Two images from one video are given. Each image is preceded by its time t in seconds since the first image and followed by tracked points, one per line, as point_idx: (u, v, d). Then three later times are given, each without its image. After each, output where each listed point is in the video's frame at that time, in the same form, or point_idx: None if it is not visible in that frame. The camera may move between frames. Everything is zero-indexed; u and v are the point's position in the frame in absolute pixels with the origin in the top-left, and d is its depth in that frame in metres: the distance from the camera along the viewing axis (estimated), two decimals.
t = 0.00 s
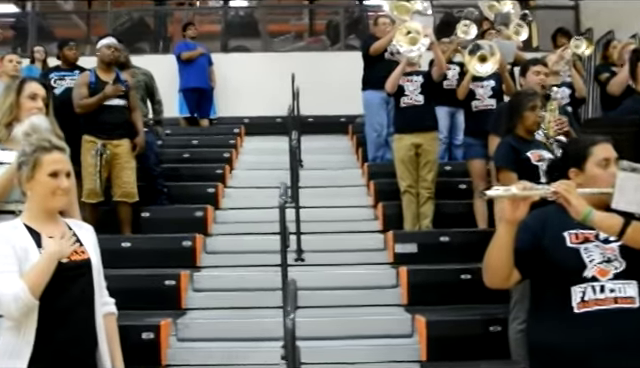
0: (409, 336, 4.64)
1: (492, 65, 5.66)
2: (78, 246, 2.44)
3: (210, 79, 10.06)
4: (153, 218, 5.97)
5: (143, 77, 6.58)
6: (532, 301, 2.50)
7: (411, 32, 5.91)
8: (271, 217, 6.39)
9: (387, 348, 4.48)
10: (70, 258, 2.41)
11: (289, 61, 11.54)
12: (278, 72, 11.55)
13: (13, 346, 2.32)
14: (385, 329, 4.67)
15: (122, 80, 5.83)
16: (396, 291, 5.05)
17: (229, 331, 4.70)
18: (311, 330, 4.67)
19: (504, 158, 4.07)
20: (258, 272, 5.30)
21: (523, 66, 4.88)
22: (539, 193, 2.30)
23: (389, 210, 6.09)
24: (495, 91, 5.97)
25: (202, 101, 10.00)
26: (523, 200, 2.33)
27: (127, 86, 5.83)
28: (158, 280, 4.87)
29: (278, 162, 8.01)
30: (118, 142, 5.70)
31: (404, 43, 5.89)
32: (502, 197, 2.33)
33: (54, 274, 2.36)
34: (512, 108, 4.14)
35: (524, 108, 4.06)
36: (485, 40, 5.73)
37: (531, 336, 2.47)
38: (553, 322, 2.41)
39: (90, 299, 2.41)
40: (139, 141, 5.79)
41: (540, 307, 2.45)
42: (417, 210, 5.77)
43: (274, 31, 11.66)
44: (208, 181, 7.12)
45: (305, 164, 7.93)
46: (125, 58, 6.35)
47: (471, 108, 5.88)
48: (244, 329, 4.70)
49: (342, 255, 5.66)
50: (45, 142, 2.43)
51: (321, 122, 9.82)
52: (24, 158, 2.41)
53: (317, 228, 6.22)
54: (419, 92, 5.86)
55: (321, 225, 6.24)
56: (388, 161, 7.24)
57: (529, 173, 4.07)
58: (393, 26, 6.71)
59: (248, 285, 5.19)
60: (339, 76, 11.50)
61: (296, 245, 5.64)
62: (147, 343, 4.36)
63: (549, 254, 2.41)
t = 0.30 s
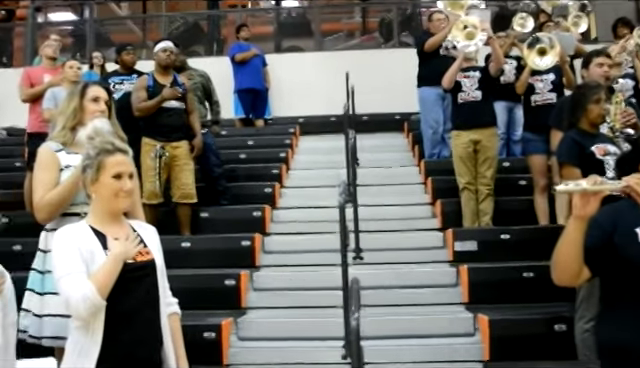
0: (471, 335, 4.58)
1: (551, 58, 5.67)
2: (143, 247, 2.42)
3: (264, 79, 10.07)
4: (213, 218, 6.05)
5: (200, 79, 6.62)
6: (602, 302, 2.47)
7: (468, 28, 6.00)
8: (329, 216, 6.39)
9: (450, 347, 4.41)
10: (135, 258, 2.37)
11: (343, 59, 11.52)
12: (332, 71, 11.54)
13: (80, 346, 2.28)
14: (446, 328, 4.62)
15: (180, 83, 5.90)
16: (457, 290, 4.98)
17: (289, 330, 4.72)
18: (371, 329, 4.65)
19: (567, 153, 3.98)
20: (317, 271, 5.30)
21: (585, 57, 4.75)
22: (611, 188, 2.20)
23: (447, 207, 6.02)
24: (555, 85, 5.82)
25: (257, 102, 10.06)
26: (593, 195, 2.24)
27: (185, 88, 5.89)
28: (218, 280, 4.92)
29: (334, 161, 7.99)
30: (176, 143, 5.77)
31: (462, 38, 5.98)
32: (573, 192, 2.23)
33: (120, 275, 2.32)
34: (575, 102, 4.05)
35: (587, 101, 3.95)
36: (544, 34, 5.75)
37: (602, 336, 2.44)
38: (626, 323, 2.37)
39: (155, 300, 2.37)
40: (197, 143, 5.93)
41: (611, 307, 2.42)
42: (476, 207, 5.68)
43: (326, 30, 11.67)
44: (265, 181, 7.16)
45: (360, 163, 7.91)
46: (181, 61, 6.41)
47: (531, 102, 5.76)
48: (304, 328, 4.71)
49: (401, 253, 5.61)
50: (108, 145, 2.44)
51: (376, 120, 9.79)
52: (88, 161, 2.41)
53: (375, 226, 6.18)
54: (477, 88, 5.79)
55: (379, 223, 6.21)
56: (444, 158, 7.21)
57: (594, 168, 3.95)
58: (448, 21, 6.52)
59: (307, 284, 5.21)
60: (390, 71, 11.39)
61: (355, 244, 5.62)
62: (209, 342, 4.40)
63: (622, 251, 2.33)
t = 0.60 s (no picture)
0: (522, 338, 4.50)
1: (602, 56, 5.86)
2: (194, 248, 2.43)
3: (309, 80, 10.07)
4: (260, 219, 6.06)
5: (248, 80, 6.64)
6: None
7: (518, 26, 6.19)
8: (376, 217, 6.36)
9: (500, 350, 4.34)
10: (187, 258, 2.38)
11: (389, 59, 11.47)
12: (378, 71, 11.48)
13: (133, 346, 2.28)
14: (496, 331, 4.54)
15: (227, 84, 5.94)
16: (507, 292, 4.90)
17: (337, 332, 4.70)
18: (420, 331, 4.61)
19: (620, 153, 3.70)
20: (364, 273, 5.28)
21: None
22: None
23: (496, 208, 5.94)
24: (607, 83, 5.72)
25: (303, 103, 10.07)
26: None
27: (232, 89, 5.93)
28: (266, 280, 4.93)
29: (380, 162, 7.95)
30: (224, 144, 5.81)
31: (511, 36, 6.14)
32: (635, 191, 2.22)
33: (173, 275, 2.32)
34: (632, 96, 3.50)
35: None
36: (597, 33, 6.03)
37: None
38: None
39: (207, 300, 2.37)
40: (244, 144, 5.96)
41: None
42: (526, 208, 5.58)
43: (371, 30, 11.63)
44: (311, 182, 7.16)
45: (407, 164, 7.86)
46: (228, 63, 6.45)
47: (582, 101, 5.65)
48: (352, 329, 4.69)
49: (449, 255, 5.55)
50: (158, 145, 2.44)
51: (423, 121, 9.74)
52: (139, 162, 2.42)
53: (422, 227, 6.13)
54: (527, 87, 5.69)
55: (426, 225, 6.15)
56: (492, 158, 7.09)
57: None
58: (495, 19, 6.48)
59: (354, 285, 5.19)
60: (436, 70, 11.30)
61: (403, 245, 5.58)
62: (257, 343, 4.41)
63: None
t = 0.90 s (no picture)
0: (564, 342, 4.43)
1: None
2: (234, 249, 2.43)
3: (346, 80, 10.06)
4: (297, 221, 6.06)
5: (287, 83, 6.65)
6: None
7: (558, 24, 6.00)
8: (414, 218, 6.32)
9: (542, 354, 4.28)
10: (228, 259, 2.38)
11: (426, 59, 11.41)
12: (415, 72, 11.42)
13: (173, 347, 2.27)
14: (537, 334, 4.48)
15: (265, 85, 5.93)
16: (549, 295, 4.82)
17: (375, 334, 4.67)
18: (460, 334, 4.57)
19: None
20: (403, 274, 5.25)
21: None
22: None
23: (536, 209, 5.85)
24: None
25: (339, 104, 10.07)
26: None
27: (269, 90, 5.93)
28: (304, 282, 4.93)
29: (417, 162, 7.90)
30: (262, 145, 5.81)
31: (551, 34, 5.97)
32: None
33: (214, 276, 2.32)
34: None
35: None
36: None
37: None
38: None
39: (248, 301, 2.36)
40: (282, 146, 5.98)
41: None
42: (567, 209, 5.49)
43: (408, 30, 11.60)
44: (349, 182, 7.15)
45: (445, 164, 7.79)
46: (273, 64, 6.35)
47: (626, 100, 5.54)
48: (390, 331, 4.66)
49: (489, 256, 5.49)
50: (197, 146, 2.44)
51: (461, 121, 9.66)
52: (178, 163, 2.43)
53: (461, 229, 6.08)
54: (568, 86, 5.60)
55: (465, 226, 6.10)
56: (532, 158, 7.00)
57: None
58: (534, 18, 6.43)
59: (393, 287, 5.16)
60: (474, 69, 11.20)
61: (442, 247, 5.53)
62: (296, 344, 4.40)
63: None
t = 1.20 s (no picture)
0: (593, 344, 4.37)
1: None
2: (260, 251, 2.42)
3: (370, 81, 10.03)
4: (321, 222, 6.06)
5: (317, 86, 6.58)
6: None
7: (585, 22, 5.78)
8: (439, 219, 6.29)
9: (571, 356, 4.22)
10: (253, 262, 2.36)
11: (450, 60, 11.35)
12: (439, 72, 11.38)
13: (198, 349, 2.27)
14: (564, 336, 4.44)
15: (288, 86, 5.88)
16: (577, 296, 4.76)
17: (401, 336, 4.65)
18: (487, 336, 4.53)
19: None
20: (429, 275, 5.21)
21: None
22: None
23: (562, 210, 5.79)
24: None
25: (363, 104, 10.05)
26: None
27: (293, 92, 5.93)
28: (329, 284, 4.92)
29: (442, 162, 7.86)
30: (286, 147, 5.82)
31: (578, 32, 5.76)
32: None
33: (240, 277, 2.31)
34: None
35: None
36: None
37: None
38: None
39: (274, 303, 2.36)
40: (306, 147, 5.94)
41: None
42: (595, 209, 5.42)
43: (431, 31, 11.55)
44: (373, 184, 7.13)
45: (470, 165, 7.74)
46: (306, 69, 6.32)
47: None
48: (416, 333, 4.64)
49: (515, 257, 5.44)
50: (223, 149, 2.44)
51: (486, 121, 9.61)
52: (203, 166, 2.43)
53: (487, 230, 6.03)
54: (595, 84, 5.52)
55: (491, 227, 6.05)
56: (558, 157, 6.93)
57: None
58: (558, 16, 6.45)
59: (418, 289, 5.13)
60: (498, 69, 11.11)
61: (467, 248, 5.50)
62: (322, 346, 4.40)
63: None
